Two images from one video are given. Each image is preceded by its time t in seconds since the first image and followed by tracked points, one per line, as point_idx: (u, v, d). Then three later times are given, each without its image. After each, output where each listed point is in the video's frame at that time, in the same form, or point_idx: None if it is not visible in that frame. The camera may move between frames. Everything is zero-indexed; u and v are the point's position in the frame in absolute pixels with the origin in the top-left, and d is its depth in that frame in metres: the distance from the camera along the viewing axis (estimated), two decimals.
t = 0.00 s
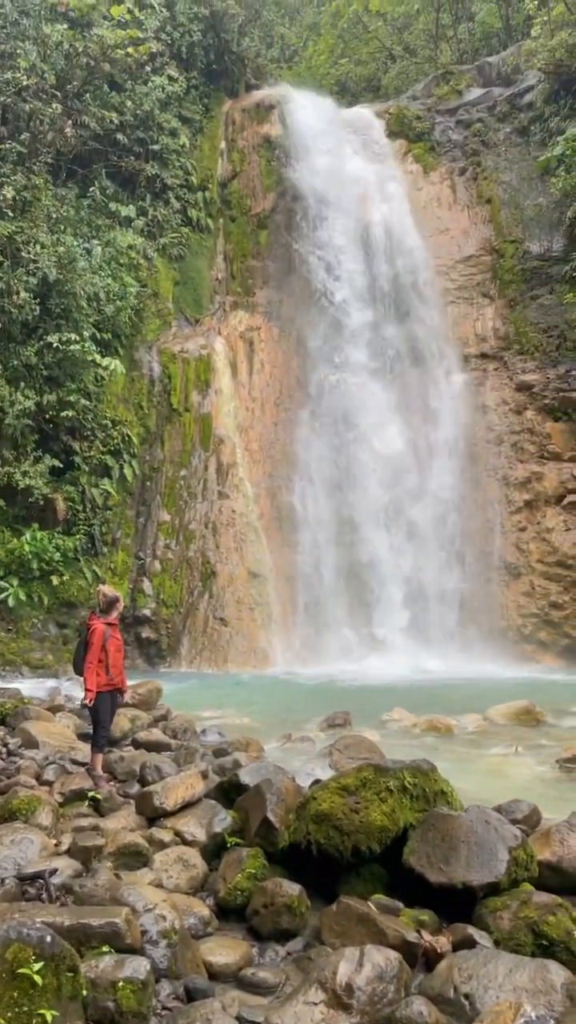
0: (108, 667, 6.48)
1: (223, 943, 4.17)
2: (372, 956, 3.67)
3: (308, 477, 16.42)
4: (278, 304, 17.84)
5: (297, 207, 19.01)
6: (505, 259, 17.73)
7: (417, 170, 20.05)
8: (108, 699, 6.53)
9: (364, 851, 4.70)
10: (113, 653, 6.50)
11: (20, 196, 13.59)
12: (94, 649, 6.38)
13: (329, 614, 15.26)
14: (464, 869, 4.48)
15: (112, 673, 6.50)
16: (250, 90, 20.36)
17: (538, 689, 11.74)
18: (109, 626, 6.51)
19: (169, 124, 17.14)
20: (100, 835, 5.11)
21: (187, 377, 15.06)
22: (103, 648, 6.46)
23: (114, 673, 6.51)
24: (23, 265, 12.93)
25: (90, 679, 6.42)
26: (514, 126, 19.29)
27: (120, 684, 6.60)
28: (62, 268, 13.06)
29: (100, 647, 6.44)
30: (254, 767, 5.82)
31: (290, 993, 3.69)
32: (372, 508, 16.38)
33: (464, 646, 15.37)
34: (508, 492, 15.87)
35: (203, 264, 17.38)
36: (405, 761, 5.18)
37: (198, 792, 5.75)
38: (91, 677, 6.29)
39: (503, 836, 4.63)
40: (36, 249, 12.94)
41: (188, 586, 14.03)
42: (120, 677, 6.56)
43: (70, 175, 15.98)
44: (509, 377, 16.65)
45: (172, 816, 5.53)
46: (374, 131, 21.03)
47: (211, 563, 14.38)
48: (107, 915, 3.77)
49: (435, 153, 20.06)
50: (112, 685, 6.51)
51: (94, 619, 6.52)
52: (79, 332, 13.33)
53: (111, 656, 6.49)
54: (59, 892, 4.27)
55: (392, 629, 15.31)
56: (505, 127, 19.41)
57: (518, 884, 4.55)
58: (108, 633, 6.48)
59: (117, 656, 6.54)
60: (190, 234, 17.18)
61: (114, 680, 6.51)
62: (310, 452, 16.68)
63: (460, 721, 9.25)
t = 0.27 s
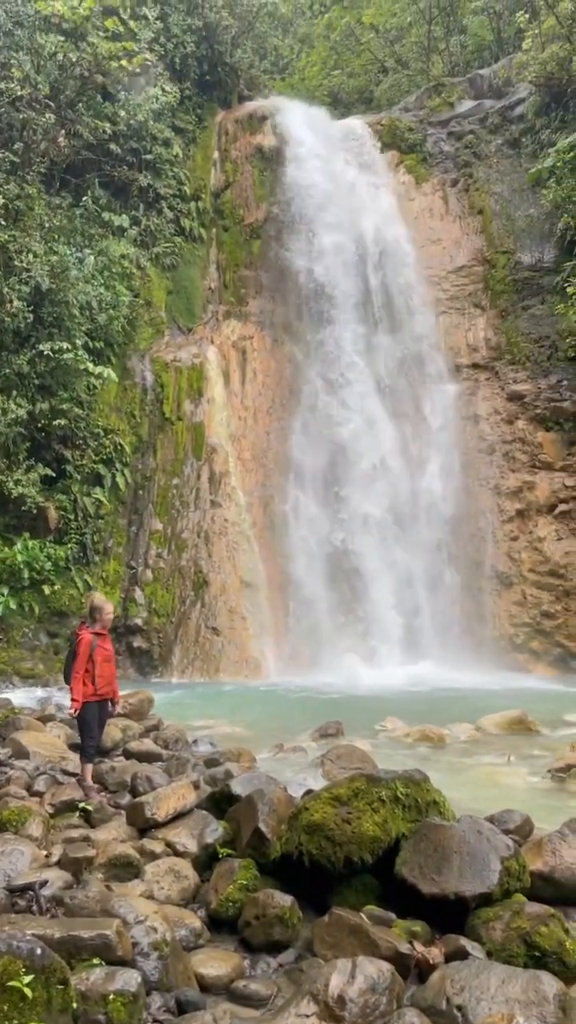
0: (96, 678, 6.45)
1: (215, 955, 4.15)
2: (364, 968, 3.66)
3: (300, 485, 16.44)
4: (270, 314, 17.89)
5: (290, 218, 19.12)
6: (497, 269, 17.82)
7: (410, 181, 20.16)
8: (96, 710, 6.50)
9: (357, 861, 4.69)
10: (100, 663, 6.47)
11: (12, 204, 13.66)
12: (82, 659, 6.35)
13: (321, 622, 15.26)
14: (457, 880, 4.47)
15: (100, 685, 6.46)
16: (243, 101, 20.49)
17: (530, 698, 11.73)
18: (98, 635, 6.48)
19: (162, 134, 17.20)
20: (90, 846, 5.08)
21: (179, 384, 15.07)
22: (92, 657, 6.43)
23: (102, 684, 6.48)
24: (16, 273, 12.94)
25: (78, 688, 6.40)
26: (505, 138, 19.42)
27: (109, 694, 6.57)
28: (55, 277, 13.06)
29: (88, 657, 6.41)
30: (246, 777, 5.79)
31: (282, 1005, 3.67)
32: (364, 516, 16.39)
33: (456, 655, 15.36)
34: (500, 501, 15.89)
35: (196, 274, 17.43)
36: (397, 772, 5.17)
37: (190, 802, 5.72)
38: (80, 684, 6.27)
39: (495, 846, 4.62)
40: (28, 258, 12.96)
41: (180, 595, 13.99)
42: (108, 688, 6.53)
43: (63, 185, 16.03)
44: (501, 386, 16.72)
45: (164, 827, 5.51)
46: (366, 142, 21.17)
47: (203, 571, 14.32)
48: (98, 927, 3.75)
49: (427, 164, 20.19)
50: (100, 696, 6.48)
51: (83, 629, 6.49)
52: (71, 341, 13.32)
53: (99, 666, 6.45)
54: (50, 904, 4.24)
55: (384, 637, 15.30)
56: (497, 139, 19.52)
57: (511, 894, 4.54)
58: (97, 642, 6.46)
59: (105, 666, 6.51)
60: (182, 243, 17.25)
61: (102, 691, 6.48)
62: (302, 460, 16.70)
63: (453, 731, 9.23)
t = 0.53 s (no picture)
0: (79, 687, 6.41)
1: (205, 963, 4.13)
2: (354, 976, 3.65)
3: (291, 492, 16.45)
4: (262, 321, 17.92)
5: (281, 226, 19.19)
6: (487, 277, 17.90)
7: (401, 189, 20.24)
8: (81, 718, 6.46)
9: (347, 869, 4.68)
10: (85, 671, 6.43)
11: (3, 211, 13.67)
12: (64, 666, 6.34)
13: (312, 629, 15.27)
14: (447, 887, 4.47)
15: (83, 693, 6.42)
16: (235, 109, 20.57)
17: (521, 706, 11.73)
18: (83, 643, 6.47)
19: (154, 141, 17.24)
20: (80, 854, 5.06)
21: (171, 392, 15.07)
22: (75, 665, 6.42)
23: (85, 692, 6.43)
24: (7, 279, 12.94)
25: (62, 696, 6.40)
26: (496, 147, 19.53)
27: (93, 703, 6.51)
28: (46, 283, 13.06)
29: (71, 664, 6.39)
30: (237, 785, 5.78)
31: (272, 1014, 3.66)
32: (356, 523, 16.40)
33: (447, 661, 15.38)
34: (491, 508, 15.90)
35: (188, 281, 17.46)
36: (388, 779, 5.16)
37: (180, 810, 5.70)
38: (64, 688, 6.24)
39: (486, 853, 4.62)
40: (20, 265, 12.96)
41: (171, 602, 13.95)
42: (93, 697, 6.47)
43: (55, 192, 16.05)
44: (492, 393, 16.78)
45: (154, 835, 5.49)
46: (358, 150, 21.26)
47: (195, 578, 14.34)
48: (87, 935, 3.73)
49: (418, 173, 20.31)
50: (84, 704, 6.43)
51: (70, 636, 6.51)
52: (63, 347, 13.27)
53: (82, 674, 6.42)
54: (39, 912, 4.22)
55: (375, 644, 15.31)
56: (487, 148, 19.65)
57: (502, 901, 4.54)
58: (81, 649, 6.44)
59: (90, 675, 6.46)
60: (174, 250, 17.26)
61: (86, 699, 6.43)
62: (294, 467, 16.72)
63: (444, 738, 9.22)
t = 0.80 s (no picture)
0: (64, 693, 6.39)
1: (194, 968, 4.12)
2: (344, 980, 3.65)
3: (282, 496, 16.46)
4: (252, 325, 17.93)
5: (272, 231, 19.22)
6: (477, 282, 17.97)
7: (391, 195, 20.33)
8: (69, 725, 6.44)
9: (337, 873, 4.68)
10: (71, 677, 6.42)
11: None
12: (48, 672, 6.35)
13: (303, 634, 15.27)
14: (437, 891, 4.47)
15: (69, 699, 6.40)
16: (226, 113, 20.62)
17: (511, 709, 11.76)
18: (69, 651, 6.45)
19: (145, 145, 17.26)
20: (69, 859, 5.05)
21: (161, 397, 15.07)
22: (60, 671, 6.42)
23: (70, 699, 6.40)
24: None
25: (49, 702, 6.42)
26: (485, 153, 19.63)
27: (81, 710, 6.47)
28: (36, 287, 13.04)
29: (56, 670, 6.40)
30: (227, 790, 5.77)
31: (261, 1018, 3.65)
32: (346, 528, 16.45)
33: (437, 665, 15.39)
34: (481, 513, 15.91)
35: (178, 284, 17.47)
36: (378, 783, 5.17)
37: (170, 814, 5.69)
38: (48, 694, 6.21)
39: (476, 857, 4.63)
40: (10, 268, 12.94)
41: (162, 606, 13.89)
42: (80, 703, 6.44)
43: (45, 196, 16.05)
44: (482, 398, 16.83)
45: (143, 840, 5.47)
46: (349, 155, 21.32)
47: (185, 582, 14.27)
48: (76, 941, 3.72)
49: (408, 178, 20.41)
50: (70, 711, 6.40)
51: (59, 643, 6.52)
52: (53, 351, 13.27)
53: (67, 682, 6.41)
54: (27, 918, 4.19)
55: (365, 648, 15.35)
56: (477, 154, 19.74)
57: (491, 905, 4.55)
58: (67, 656, 6.44)
59: (75, 681, 6.43)
60: (165, 254, 17.27)
61: (71, 706, 6.40)
62: (285, 471, 16.74)
63: (434, 742, 9.23)
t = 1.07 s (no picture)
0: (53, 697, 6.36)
1: (184, 971, 4.11)
2: (333, 981, 3.65)
3: (272, 497, 16.49)
4: (243, 326, 17.93)
5: (262, 232, 19.22)
6: (467, 284, 18.03)
7: (381, 196, 20.38)
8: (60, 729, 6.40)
9: (327, 875, 4.67)
10: (60, 681, 6.38)
11: None
12: (37, 676, 6.33)
13: (293, 635, 15.29)
14: (426, 891, 4.47)
15: (58, 703, 6.36)
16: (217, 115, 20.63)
17: (500, 710, 11.79)
18: (59, 655, 6.42)
19: (135, 146, 17.22)
20: (58, 862, 5.03)
21: (151, 398, 15.05)
22: (50, 675, 6.39)
23: (60, 703, 6.36)
24: None
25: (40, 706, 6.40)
26: (475, 155, 19.69)
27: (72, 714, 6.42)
28: (25, 288, 12.98)
29: (45, 674, 6.37)
30: (217, 792, 5.76)
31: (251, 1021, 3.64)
32: (336, 529, 16.49)
33: (427, 666, 15.42)
34: (471, 514, 15.93)
35: (168, 285, 17.44)
36: (368, 785, 5.19)
37: (159, 816, 5.68)
38: (36, 697, 6.19)
39: (465, 858, 4.64)
40: None
41: (152, 608, 13.84)
42: (70, 708, 6.39)
43: (35, 196, 15.99)
44: (471, 399, 16.87)
45: (133, 842, 5.46)
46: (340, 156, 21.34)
47: (175, 583, 14.18)
48: (65, 944, 3.70)
49: (398, 180, 20.46)
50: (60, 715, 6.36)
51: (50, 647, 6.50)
52: (42, 352, 13.22)
53: (56, 686, 6.37)
54: (16, 921, 4.17)
55: (354, 648, 15.38)
56: (467, 156, 19.81)
57: (480, 905, 4.56)
58: (57, 660, 6.40)
59: (65, 685, 6.39)
60: (155, 255, 17.25)
61: (60, 710, 6.36)
62: (275, 473, 16.77)
63: (424, 743, 9.25)
